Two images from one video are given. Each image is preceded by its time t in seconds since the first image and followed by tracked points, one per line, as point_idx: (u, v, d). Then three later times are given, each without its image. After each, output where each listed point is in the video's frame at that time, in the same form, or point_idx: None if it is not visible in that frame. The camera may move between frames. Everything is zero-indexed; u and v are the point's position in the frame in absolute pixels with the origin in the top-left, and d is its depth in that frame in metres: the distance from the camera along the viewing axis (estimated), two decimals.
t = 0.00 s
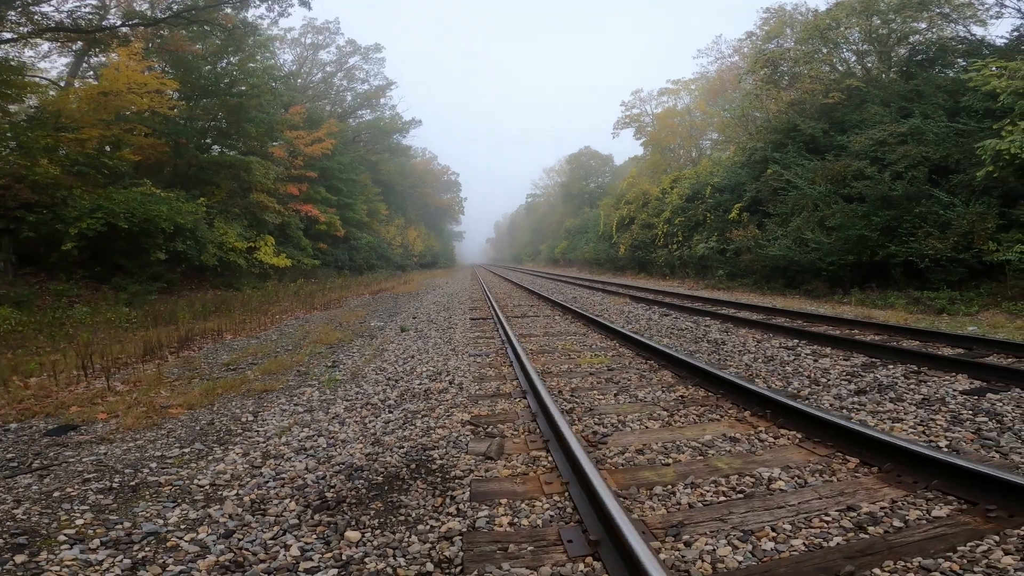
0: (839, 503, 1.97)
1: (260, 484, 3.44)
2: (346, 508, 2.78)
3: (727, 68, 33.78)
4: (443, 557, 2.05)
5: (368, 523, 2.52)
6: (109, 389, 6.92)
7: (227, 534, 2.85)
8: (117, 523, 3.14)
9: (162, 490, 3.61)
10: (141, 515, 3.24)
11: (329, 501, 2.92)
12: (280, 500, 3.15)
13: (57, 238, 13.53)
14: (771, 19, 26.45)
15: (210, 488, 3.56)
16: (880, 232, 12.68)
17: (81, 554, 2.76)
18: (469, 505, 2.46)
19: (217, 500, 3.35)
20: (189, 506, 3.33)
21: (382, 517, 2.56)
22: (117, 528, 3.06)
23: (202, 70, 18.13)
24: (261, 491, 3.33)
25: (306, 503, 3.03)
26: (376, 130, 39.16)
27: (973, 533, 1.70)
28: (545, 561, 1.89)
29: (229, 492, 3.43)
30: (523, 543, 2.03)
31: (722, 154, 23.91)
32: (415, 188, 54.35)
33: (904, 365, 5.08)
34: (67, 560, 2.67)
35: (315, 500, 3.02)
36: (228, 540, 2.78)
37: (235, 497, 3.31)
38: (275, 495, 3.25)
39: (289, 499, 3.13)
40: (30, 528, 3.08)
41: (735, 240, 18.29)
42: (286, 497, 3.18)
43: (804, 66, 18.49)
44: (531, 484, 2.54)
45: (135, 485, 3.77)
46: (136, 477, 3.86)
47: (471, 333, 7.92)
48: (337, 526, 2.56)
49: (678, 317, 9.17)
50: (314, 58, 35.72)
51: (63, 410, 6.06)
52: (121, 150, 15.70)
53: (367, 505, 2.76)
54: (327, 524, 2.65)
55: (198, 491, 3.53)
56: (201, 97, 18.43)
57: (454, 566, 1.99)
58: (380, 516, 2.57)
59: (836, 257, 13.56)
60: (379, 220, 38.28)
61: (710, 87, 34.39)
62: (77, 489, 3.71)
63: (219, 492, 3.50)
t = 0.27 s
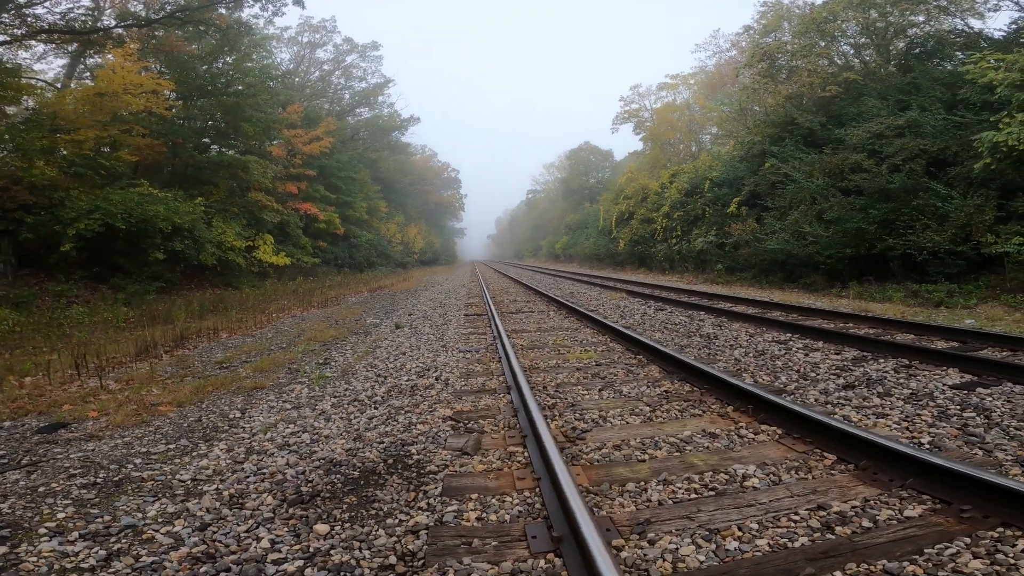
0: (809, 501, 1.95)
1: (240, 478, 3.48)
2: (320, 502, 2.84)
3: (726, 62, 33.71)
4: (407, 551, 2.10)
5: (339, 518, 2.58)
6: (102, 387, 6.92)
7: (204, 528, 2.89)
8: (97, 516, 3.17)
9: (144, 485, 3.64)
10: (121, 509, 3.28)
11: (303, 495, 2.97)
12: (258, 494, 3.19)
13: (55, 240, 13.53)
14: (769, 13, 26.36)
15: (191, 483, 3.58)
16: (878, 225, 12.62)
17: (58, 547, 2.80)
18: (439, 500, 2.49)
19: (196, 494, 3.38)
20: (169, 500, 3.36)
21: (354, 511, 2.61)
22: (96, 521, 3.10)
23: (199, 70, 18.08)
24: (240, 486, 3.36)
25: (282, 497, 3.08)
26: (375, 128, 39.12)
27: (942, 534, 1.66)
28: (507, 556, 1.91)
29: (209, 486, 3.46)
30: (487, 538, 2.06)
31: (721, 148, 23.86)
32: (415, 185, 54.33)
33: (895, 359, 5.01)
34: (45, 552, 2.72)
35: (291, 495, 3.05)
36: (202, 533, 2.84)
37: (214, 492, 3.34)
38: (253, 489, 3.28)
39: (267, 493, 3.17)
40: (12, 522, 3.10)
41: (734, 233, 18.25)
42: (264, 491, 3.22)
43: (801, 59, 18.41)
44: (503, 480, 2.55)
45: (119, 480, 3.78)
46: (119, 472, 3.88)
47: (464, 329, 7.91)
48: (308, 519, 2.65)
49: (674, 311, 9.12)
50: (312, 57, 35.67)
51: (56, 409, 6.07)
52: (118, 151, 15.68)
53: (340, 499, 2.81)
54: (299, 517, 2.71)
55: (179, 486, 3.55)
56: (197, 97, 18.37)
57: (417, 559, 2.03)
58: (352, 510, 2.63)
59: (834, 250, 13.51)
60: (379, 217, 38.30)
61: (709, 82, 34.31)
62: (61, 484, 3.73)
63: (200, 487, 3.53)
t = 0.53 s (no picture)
0: (780, 503, 1.93)
1: (223, 472, 3.47)
2: (296, 495, 2.86)
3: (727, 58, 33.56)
4: (375, 544, 2.13)
5: (313, 511, 2.61)
6: (94, 382, 6.90)
7: (183, 519, 2.89)
8: (80, 509, 3.16)
9: (128, 478, 3.62)
10: (103, 501, 3.27)
11: (280, 488, 2.99)
12: (238, 487, 3.18)
13: (54, 235, 13.50)
14: (770, 8, 26.23)
15: (174, 476, 3.57)
16: (877, 221, 12.57)
17: (40, 538, 2.80)
18: (413, 494, 2.51)
19: (178, 487, 3.37)
20: (151, 492, 3.35)
21: (329, 505, 2.64)
22: (78, 513, 3.09)
23: (197, 65, 18.00)
24: (222, 479, 3.36)
25: (262, 489, 3.07)
26: (375, 123, 39.03)
27: (908, 538, 1.64)
28: (473, 551, 1.93)
29: (191, 479, 3.45)
30: (455, 532, 2.07)
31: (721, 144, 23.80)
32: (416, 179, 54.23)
33: (885, 357, 4.98)
34: (27, 542, 2.72)
35: (272, 487, 3.05)
36: (180, 525, 2.84)
37: (196, 484, 3.34)
38: (235, 482, 3.28)
39: (247, 486, 3.17)
40: None
41: (733, 229, 18.21)
42: (245, 484, 3.21)
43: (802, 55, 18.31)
44: (479, 476, 2.57)
45: (104, 473, 3.77)
46: (104, 465, 3.87)
47: (458, 324, 7.90)
48: (284, 512, 2.67)
49: (668, 307, 9.10)
50: (312, 52, 35.55)
51: (49, 403, 6.06)
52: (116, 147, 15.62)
53: (317, 492, 2.83)
54: (275, 510, 2.73)
55: (163, 479, 3.54)
56: (195, 92, 18.29)
57: (384, 552, 2.06)
58: (327, 503, 2.66)
59: (832, 246, 13.47)
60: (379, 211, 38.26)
61: (710, 77, 34.18)
62: (47, 477, 3.73)
63: (182, 480, 3.51)
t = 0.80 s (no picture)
0: (758, 507, 1.91)
1: (206, 469, 3.44)
2: (276, 494, 2.85)
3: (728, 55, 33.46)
4: (348, 543, 2.13)
5: (289, 509, 2.61)
6: (86, 379, 6.88)
7: (163, 516, 2.86)
8: (61, 505, 3.13)
9: (111, 475, 3.59)
10: (85, 497, 3.23)
11: (260, 486, 2.98)
12: (220, 485, 3.15)
13: (51, 232, 13.46)
14: (771, 6, 26.11)
15: (157, 474, 3.54)
16: (876, 220, 12.52)
17: (17, 534, 2.76)
18: (391, 494, 2.49)
19: (160, 485, 3.33)
20: (133, 490, 3.32)
21: (307, 503, 2.63)
22: (59, 509, 3.06)
23: (197, 61, 17.90)
24: (204, 477, 3.33)
25: (243, 488, 3.04)
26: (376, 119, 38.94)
27: (885, 547, 1.62)
28: (445, 552, 1.93)
29: (174, 477, 3.42)
30: (429, 533, 2.07)
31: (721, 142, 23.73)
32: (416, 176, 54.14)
33: (879, 357, 4.95)
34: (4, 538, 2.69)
35: (253, 485, 3.03)
36: (159, 522, 2.81)
37: (178, 482, 3.31)
38: (217, 479, 3.25)
39: (229, 484, 3.14)
40: None
41: (732, 227, 18.17)
42: (227, 482, 3.19)
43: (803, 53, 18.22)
44: (459, 476, 2.55)
45: (88, 470, 3.74)
46: (89, 462, 3.83)
47: (452, 322, 7.86)
48: (262, 510, 2.66)
49: (664, 305, 9.07)
50: (311, 49, 35.45)
51: (40, 400, 6.03)
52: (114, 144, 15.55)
53: (297, 491, 2.82)
54: (253, 508, 2.72)
55: (146, 476, 3.51)
56: (195, 90, 18.18)
57: (357, 552, 2.06)
58: (306, 502, 2.65)
59: (831, 245, 13.42)
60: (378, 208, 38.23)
61: (711, 74, 34.08)
62: (31, 474, 3.70)
63: (165, 477, 3.48)
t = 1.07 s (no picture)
0: (740, 512, 1.87)
1: (191, 467, 3.40)
2: (257, 492, 2.83)
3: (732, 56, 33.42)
4: (323, 542, 2.10)
5: (269, 507, 2.60)
6: (81, 376, 6.85)
7: (144, 513, 2.82)
8: (44, 501, 3.10)
9: (97, 471, 3.55)
10: (68, 493, 3.20)
11: (242, 484, 2.96)
12: (203, 483, 3.12)
13: (53, 230, 13.45)
14: (776, 6, 26.01)
15: (142, 471, 3.50)
16: (878, 221, 12.43)
17: None
18: (371, 494, 2.46)
19: (144, 482, 3.29)
20: (116, 486, 3.28)
21: (287, 502, 2.62)
22: (41, 505, 3.02)
23: (200, 61, 17.84)
24: (188, 474, 3.29)
25: (225, 485, 3.02)
26: (379, 119, 38.92)
27: (868, 556, 1.57)
28: (419, 554, 1.91)
29: (159, 474, 3.38)
30: (405, 534, 2.04)
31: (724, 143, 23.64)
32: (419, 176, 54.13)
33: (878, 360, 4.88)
34: None
35: (236, 483, 3.00)
36: (139, 518, 2.77)
37: (163, 479, 3.27)
38: (200, 477, 3.21)
39: (212, 482, 3.10)
40: None
41: (734, 228, 18.09)
42: (210, 480, 3.15)
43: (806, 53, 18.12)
44: (441, 477, 2.51)
45: (74, 467, 3.70)
46: (76, 459, 3.80)
47: (449, 321, 7.81)
48: (242, 508, 2.64)
49: (663, 306, 9.00)
50: (315, 49, 35.48)
51: (33, 397, 6.00)
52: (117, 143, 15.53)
53: (277, 490, 2.80)
54: (233, 505, 2.71)
55: (131, 473, 3.47)
56: (198, 89, 18.12)
57: (331, 551, 2.03)
58: (288, 502, 2.61)
59: (833, 246, 13.34)
60: (381, 207, 38.22)
61: (715, 74, 34.00)
62: (17, 470, 3.66)
63: (150, 475, 3.44)
